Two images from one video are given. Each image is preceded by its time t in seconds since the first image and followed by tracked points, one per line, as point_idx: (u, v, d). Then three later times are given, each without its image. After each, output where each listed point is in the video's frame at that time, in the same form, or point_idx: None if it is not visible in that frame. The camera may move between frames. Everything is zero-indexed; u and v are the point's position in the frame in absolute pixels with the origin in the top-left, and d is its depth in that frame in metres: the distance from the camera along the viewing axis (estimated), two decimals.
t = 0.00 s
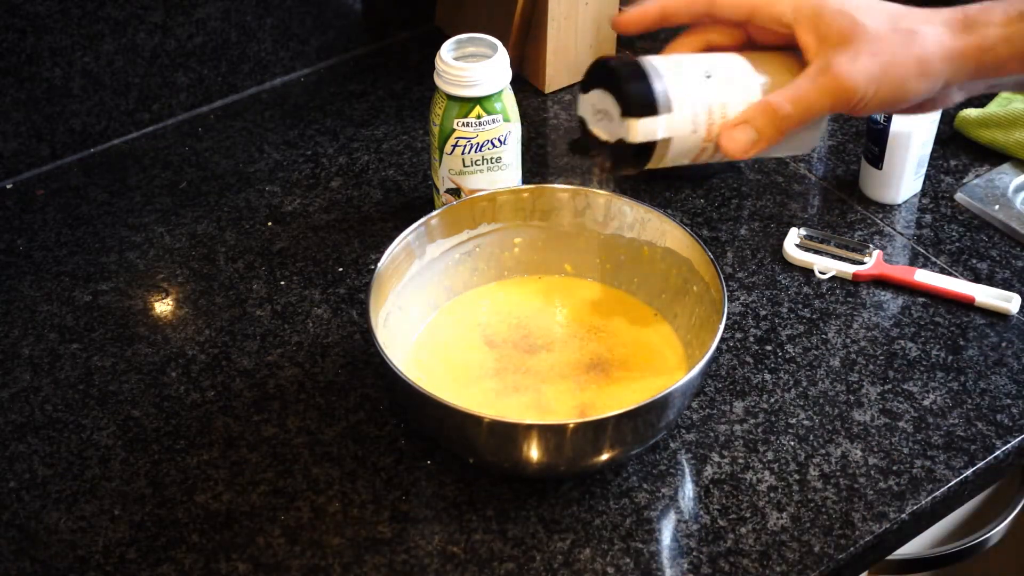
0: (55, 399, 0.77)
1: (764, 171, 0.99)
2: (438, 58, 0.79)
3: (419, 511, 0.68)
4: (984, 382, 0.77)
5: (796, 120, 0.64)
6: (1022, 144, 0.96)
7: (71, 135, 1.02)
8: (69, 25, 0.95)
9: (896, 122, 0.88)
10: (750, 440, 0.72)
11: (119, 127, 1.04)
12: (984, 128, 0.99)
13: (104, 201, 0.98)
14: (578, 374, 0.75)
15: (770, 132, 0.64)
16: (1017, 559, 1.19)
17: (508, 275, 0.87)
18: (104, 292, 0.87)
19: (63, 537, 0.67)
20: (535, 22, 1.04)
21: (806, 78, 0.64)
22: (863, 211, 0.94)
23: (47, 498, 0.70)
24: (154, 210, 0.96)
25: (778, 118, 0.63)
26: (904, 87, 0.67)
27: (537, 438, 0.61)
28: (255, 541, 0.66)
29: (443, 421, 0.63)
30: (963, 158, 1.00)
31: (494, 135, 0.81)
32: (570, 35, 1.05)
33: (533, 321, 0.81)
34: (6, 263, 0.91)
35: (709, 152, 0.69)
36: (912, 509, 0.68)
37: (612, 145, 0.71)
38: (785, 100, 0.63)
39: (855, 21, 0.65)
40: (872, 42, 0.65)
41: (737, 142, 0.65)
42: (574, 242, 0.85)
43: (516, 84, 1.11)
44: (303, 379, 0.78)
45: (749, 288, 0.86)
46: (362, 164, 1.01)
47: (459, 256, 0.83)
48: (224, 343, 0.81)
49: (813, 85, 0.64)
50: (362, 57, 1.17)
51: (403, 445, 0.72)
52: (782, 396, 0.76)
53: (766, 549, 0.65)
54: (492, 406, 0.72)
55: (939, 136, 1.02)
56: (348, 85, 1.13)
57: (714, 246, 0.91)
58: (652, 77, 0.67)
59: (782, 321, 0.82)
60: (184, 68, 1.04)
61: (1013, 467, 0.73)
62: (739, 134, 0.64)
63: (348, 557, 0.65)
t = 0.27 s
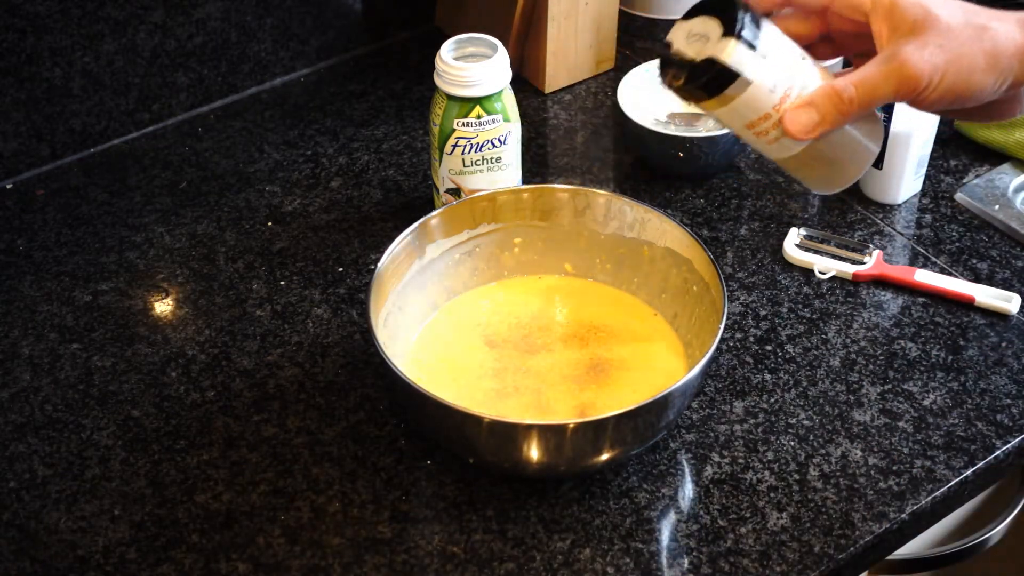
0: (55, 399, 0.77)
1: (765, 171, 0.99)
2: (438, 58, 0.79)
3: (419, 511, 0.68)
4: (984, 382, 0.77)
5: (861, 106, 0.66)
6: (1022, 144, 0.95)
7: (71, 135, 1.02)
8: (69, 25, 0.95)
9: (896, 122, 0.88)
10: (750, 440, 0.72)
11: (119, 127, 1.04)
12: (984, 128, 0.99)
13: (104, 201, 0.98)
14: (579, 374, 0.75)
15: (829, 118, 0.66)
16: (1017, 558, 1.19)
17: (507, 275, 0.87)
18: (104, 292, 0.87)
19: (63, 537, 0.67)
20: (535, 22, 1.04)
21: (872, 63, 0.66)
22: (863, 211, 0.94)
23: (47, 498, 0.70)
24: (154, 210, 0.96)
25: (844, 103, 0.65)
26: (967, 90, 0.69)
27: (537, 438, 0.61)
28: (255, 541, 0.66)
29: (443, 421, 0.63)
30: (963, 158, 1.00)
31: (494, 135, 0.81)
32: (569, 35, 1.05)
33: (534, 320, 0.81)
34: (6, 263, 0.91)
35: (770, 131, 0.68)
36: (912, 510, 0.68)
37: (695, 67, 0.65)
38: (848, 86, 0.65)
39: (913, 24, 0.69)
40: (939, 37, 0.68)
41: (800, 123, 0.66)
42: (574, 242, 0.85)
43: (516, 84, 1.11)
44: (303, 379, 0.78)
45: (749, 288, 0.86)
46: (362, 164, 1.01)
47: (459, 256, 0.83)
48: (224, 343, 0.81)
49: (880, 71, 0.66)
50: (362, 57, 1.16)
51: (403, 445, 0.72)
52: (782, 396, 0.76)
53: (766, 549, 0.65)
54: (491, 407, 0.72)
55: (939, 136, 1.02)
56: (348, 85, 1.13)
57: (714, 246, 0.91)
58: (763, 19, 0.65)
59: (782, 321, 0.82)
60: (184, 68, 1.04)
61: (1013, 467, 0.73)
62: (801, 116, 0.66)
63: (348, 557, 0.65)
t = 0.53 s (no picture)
0: (55, 399, 0.77)
1: (765, 171, 0.99)
2: (438, 58, 0.79)
3: (419, 511, 0.68)
4: (984, 382, 0.77)
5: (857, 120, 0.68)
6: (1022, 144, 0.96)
7: (71, 135, 1.02)
8: (69, 26, 0.95)
9: (897, 122, 0.88)
10: (750, 440, 0.72)
11: (119, 127, 1.04)
12: (984, 128, 0.99)
13: (104, 200, 0.98)
14: (579, 374, 0.75)
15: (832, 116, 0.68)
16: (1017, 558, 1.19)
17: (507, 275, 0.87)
18: (104, 292, 0.87)
19: (63, 538, 0.67)
20: (534, 22, 1.04)
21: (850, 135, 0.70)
22: (863, 211, 0.94)
23: (47, 498, 0.70)
24: (154, 210, 0.96)
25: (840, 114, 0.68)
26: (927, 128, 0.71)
27: (537, 438, 0.61)
28: (255, 541, 0.66)
29: (443, 421, 0.63)
30: (963, 158, 1.00)
31: (494, 135, 0.81)
32: (570, 35, 1.05)
33: (534, 320, 0.81)
34: (6, 263, 0.91)
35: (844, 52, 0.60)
36: (912, 509, 0.68)
37: None
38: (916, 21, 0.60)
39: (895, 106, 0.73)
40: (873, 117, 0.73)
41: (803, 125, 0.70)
42: (574, 242, 0.85)
43: (516, 84, 1.11)
44: (303, 379, 0.78)
45: (749, 288, 0.86)
46: (362, 164, 1.01)
47: (459, 256, 0.83)
48: (224, 343, 0.81)
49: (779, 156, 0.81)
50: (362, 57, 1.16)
51: (403, 446, 0.72)
52: (782, 396, 0.76)
53: (766, 549, 0.65)
54: (492, 406, 0.72)
55: (939, 136, 1.02)
56: (348, 85, 1.13)
57: (714, 246, 0.91)
58: None
59: (782, 321, 0.82)
60: (184, 68, 1.04)
61: (1013, 467, 0.73)
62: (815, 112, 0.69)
63: (348, 557, 0.65)
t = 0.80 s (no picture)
0: (55, 399, 0.77)
1: (765, 171, 0.99)
2: (438, 58, 0.79)
3: (419, 511, 0.68)
4: (984, 382, 0.77)
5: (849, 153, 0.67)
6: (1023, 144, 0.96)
7: (71, 135, 1.02)
8: (69, 26, 0.95)
9: (897, 122, 0.88)
10: (750, 440, 0.72)
11: (119, 127, 1.04)
12: (984, 128, 0.99)
13: (104, 200, 0.98)
14: (579, 374, 0.75)
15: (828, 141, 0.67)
16: (1016, 560, 1.19)
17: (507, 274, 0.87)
18: (104, 292, 0.87)
19: (63, 537, 0.67)
20: (534, 22, 1.04)
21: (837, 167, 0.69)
22: (863, 211, 0.94)
23: (47, 498, 0.70)
24: (154, 210, 0.96)
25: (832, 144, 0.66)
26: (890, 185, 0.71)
27: (537, 438, 0.61)
28: (255, 541, 0.66)
29: (443, 421, 0.63)
30: (963, 158, 1.00)
31: (494, 135, 0.81)
32: (570, 34, 1.05)
33: (534, 320, 0.81)
34: (6, 263, 0.91)
35: None
36: (912, 509, 0.68)
37: None
38: None
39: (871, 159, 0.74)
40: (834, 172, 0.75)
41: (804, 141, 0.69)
42: (574, 242, 0.85)
43: (516, 84, 1.11)
44: (303, 379, 0.78)
45: (749, 288, 0.86)
46: (362, 164, 1.01)
47: (459, 256, 0.83)
48: (224, 343, 0.81)
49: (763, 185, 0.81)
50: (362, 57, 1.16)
51: (403, 446, 0.72)
52: (782, 396, 0.76)
53: (766, 549, 0.65)
54: (492, 406, 0.72)
55: (939, 136, 1.02)
56: (348, 85, 1.13)
57: (714, 246, 0.91)
58: None
59: (782, 321, 0.82)
60: (184, 68, 1.05)
61: (1013, 467, 0.73)
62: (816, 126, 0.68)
63: (348, 557, 0.65)
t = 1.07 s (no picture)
0: (55, 399, 0.77)
1: (765, 171, 0.99)
2: (438, 58, 0.79)
3: (419, 511, 0.68)
4: (984, 382, 0.77)
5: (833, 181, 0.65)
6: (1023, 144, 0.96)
7: (71, 135, 1.02)
8: (69, 26, 0.95)
9: (897, 122, 0.88)
10: (750, 440, 0.72)
11: (119, 127, 1.04)
12: (984, 128, 0.99)
13: (104, 201, 0.98)
14: (579, 374, 0.75)
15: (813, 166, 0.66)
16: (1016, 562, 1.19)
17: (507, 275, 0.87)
18: (104, 292, 0.87)
19: (63, 537, 0.67)
20: (535, 22, 1.04)
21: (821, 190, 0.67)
22: (863, 211, 0.94)
23: (47, 498, 0.70)
24: (154, 210, 0.96)
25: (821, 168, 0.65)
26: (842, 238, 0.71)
27: (537, 438, 0.61)
28: (255, 541, 0.66)
29: (444, 421, 0.63)
30: (963, 158, 1.00)
31: (495, 135, 0.81)
32: (570, 34, 1.05)
33: (534, 320, 0.81)
34: (6, 263, 0.91)
35: None
36: (912, 509, 0.68)
37: None
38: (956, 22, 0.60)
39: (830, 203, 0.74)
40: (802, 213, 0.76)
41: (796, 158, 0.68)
42: (574, 242, 0.85)
43: (516, 84, 1.11)
44: (303, 379, 0.78)
45: (749, 288, 0.86)
46: (362, 164, 1.01)
47: (459, 256, 0.83)
48: (224, 343, 0.81)
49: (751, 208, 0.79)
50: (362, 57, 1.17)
51: (403, 445, 0.72)
52: (782, 396, 0.76)
53: (766, 549, 0.65)
54: (492, 406, 0.72)
55: (939, 136, 1.02)
56: (348, 85, 1.13)
57: (714, 246, 0.91)
58: None
59: (782, 321, 0.82)
60: (184, 69, 1.05)
61: (1013, 467, 0.73)
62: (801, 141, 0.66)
63: (348, 557, 0.65)
